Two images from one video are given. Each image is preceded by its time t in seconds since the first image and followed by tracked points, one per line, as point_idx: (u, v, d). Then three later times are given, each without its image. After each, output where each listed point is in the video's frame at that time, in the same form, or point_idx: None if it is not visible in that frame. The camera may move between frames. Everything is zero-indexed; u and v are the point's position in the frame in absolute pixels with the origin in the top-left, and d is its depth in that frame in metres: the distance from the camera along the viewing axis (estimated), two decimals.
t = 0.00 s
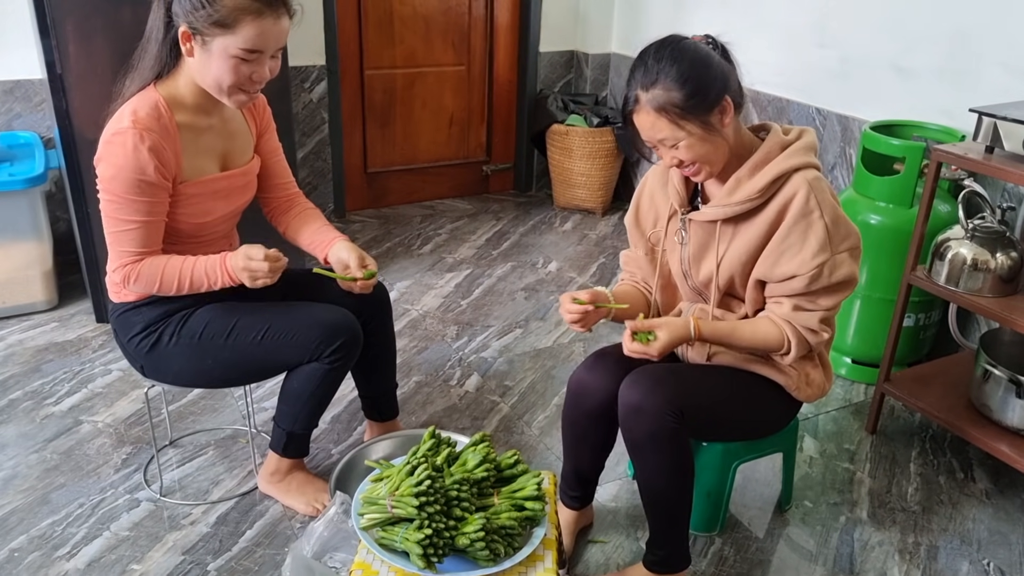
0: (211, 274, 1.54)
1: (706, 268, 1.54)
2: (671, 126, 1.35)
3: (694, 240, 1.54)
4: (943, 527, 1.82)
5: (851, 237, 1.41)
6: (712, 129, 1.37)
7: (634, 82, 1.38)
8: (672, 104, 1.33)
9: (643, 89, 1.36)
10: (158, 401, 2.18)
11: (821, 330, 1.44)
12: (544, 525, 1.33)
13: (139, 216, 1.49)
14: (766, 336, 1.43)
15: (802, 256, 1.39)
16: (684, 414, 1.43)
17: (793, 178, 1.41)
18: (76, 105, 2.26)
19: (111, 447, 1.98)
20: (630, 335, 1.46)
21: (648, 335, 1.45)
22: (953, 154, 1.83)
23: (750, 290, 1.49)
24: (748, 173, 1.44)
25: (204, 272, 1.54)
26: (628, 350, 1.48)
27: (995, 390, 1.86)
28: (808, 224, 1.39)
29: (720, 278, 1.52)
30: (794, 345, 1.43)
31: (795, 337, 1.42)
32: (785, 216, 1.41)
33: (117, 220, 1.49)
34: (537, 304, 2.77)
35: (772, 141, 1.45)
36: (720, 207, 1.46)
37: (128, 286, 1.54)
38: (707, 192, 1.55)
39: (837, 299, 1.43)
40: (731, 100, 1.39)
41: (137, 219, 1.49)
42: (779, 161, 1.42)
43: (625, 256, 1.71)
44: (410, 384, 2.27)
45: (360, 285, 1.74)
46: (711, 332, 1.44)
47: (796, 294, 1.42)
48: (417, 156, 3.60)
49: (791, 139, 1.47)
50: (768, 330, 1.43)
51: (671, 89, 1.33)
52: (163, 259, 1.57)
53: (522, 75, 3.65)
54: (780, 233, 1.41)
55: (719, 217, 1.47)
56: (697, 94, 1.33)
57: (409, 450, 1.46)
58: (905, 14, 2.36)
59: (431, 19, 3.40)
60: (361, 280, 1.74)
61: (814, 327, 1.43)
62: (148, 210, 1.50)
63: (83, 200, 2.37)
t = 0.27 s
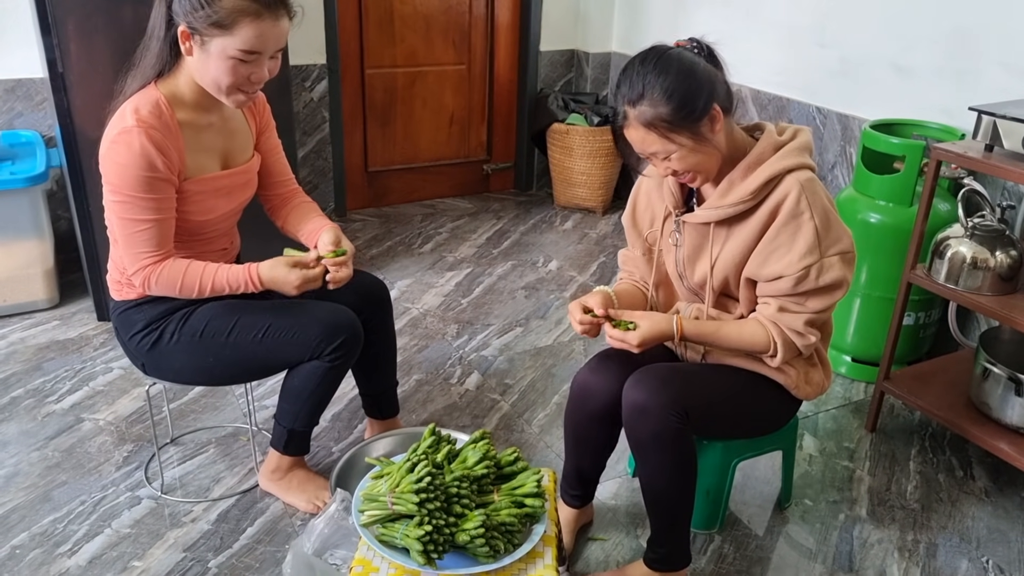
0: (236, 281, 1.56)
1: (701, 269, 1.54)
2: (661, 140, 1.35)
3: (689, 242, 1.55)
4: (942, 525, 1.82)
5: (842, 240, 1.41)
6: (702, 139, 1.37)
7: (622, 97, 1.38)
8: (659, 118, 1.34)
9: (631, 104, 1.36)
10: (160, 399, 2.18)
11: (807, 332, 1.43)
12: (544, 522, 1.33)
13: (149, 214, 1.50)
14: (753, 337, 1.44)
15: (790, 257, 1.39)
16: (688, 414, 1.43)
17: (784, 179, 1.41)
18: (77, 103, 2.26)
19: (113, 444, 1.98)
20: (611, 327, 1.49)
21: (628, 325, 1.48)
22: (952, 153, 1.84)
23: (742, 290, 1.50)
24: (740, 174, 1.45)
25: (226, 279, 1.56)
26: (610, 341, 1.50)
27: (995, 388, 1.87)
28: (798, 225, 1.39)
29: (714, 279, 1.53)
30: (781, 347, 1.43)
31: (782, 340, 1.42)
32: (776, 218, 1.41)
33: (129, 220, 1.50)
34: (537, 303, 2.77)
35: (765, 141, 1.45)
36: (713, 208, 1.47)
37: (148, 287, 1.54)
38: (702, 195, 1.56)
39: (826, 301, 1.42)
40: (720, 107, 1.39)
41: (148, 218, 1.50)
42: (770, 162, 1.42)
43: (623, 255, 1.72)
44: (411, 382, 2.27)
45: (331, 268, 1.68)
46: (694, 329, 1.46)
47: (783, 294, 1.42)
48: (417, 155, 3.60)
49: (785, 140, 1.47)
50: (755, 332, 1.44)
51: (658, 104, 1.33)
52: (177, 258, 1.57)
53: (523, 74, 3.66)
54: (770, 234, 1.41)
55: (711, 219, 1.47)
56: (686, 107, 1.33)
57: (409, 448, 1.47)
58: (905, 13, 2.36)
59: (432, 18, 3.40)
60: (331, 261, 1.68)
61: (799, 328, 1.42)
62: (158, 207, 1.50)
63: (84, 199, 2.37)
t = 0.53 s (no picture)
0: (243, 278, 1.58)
1: (698, 272, 1.55)
2: (656, 150, 1.37)
3: (686, 244, 1.56)
4: (940, 522, 1.83)
5: (837, 244, 1.41)
6: (698, 148, 1.38)
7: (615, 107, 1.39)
8: (653, 128, 1.35)
9: (624, 115, 1.37)
10: (161, 397, 2.19)
11: (802, 335, 1.44)
12: (543, 519, 1.34)
13: (154, 212, 1.50)
14: (748, 337, 1.45)
15: (785, 261, 1.40)
16: (690, 413, 1.44)
17: (780, 183, 1.41)
18: (78, 102, 2.27)
19: (114, 442, 1.99)
20: (613, 329, 1.48)
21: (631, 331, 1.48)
22: (950, 151, 1.84)
23: (739, 292, 1.51)
24: (736, 178, 1.45)
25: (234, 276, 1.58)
26: (614, 348, 1.49)
27: (993, 386, 1.87)
28: (794, 229, 1.40)
29: (710, 282, 1.53)
30: (775, 349, 1.43)
31: (776, 341, 1.43)
32: (772, 222, 1.42)
33: (135, 219, 1.51)
34: (537, 301, 2.78)
35: (761, 144, 1.45)
36: (709, 212, 1.47)
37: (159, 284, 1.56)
38: (698, 198, 1.56)
39: (821, 304, 1.43)
40: (715, 113, 1.39)
41: (153, 216, 1.51)
42: (766, 166, 1.42)
43: (622, 256, 1.73)
44: (411, 380, 2.28)
45: (332, 269, 1.69)
46: (691, 329, 1.48)
47: (778, 297, 1.42)
48: (418, 154, 3.61)
49: (780, 142, 1.47)
50: (750, 333, 1.45)
51: (652, 116, 1.34)
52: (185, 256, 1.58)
53: (523, 73, 3.66)
54: (766, 238, 1.42)
55: (707, 224, 1.48)
56: (680, 117, 1.34)
57: (409, 445, 1.47)
58: (904, 12, 2.37)
59: (431, 18, 3.41)
60: (331, 262, 1.69)
61: (794, 331, 1.43)
62: (162, 205, 1.51)
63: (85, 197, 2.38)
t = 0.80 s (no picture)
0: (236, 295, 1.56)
1: (701, 270, 1.56)
2: (658, 146, 1.37)
3: (689, 243, 1.56)
4: (939, 520, 1.83)
5: (844, 241, 1.43)
6: (701, 146, 1.39)
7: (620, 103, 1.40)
8: (656, 125, 1.35)
9: (629, 111, 1.38)
10: (162, 396, 2.20)
11: (814, 331, 1.46)
12: (542, 517, 1.35)
13: (158, 211, 1.51)
14: (760, 335, 1.45)
15: (794, 261, 1.41)
16: (690, 412, 1.44)
17: (785, 182, 1.42)
18: (80, 102, 2.28)
19: (116, 441, 2.00)
20: (621, 330, 1.48)
21: (639, 332, 1.48)
22: (949, 151, 1.85)
23: (744, 292, 1.51)
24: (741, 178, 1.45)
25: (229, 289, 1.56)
26: (621, 348, 1.49)
27: (992, 384, 1.88)
28: (801, 229, 1.40)
29: (714, 281, 1.54)
30: (787, 346, 1.44)
31: (788, 338, 1.44)
32: (777, 221, 1.42)
33: (138, 218, 1.51)
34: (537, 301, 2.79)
35: (764, 144, 1.46)
36: (713, 211, 1.48)
37: (161, 284, 1.56)
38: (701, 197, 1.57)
39: (830, 301, 1.44)
40: (718, 112, 1.40)
41: (157, 215, 1.51)
42: (771, 166, 1.43)
43: (623, 254, 1.74)
44: (411, 379, 2.29)
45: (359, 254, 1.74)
46: (702, 331, 1.47)
47: (790, 297, 1.43)
48: (418, 154, 3.62)
49: (784, 142, 1.48)
50: (761, 331, 1.45)
51: (656, 113, 1.35)
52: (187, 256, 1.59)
53: (523, 73, 3.67)
54: (773, 238, 1.42)
55: (712, 222, 1.48)
56: (683, 114, 1.35)
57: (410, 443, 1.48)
58: (903, 12, 2.38)
59: (432, 17, 3.42)
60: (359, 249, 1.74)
61: (807, 328, 1.44)
62: (165, 204, 1.52)
63: (87, 197, 2.39)
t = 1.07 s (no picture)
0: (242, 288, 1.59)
1: (703, 267, 1.56)
2: (663, 139, 1.38)
3: (691, 238, 1.57)
4: (937, 521, 1.84)
5: (844, 239, 1.43)
6: (705, 140, 1.40)
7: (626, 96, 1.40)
8: (663, 117, 1.36)
9: (635, 103, 1.38)
10: (163, 397, 2.21)
11: (813, 330, 1.46)
12: (541, 517, 1.35)
13: (157, 213, 1.52)
14: (759, 334, 1.46)
15: (795, 256, 1.41)
16: (691, 414, 1.45)
17: (788, 179, 1.43)
18: (82, 105, 2.29)
19: (117, 442, 2.01)
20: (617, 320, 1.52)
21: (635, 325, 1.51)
22: (947, 153, 1.86)
23: (745, 289, 1.52)
24: (744, 174, 1.46)
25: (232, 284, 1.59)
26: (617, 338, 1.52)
27: (990, 386, 1.88)
28: (801, 225, 1.41)
29: (716, 277, 1.54)
30: (786, 344, 1.45)
31: (787, 337, 1.45)
32: (779, 217, 1.43)
33: (137, 220, 1.52)
34: (537, 302, 2.79)
35: (768, 141, 1.47)
36: (716, 206, 1.48)
37: (158, 285, 1.57)
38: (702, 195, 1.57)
39: (829, 299, 1.45)
40: (723, 110, 1.41)
41: (156, 217, 1.52)
42: (774, 162, 1.44)
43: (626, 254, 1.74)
44: (412, 380, 2.30)
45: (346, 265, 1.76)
46: (700, 330, 1.48)
47: (789, 294, 1.44)
48: (419, 155, 3.62)
49: (787, 140, 1.49)
50: (760, 330, 1.46)
51: (663, 104, 1.35)
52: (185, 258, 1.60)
53: (523, 75, 3.68)
54: (774, 233, 1.43)
55: (714, 217, 1.49)
56: (689, 107, 1.35)
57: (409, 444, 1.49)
58: (902, 15, 2.38)
59: (432, 20, 3.42)
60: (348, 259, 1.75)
61: (806, 326, 1.45)
62: (165, 206, 1.53)
63: (89, 199, 2.40)
